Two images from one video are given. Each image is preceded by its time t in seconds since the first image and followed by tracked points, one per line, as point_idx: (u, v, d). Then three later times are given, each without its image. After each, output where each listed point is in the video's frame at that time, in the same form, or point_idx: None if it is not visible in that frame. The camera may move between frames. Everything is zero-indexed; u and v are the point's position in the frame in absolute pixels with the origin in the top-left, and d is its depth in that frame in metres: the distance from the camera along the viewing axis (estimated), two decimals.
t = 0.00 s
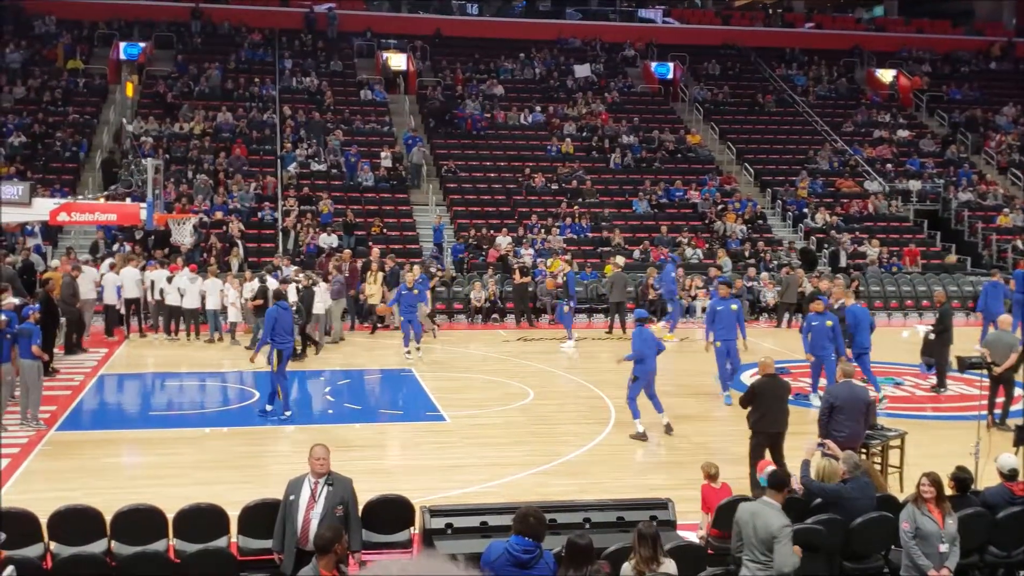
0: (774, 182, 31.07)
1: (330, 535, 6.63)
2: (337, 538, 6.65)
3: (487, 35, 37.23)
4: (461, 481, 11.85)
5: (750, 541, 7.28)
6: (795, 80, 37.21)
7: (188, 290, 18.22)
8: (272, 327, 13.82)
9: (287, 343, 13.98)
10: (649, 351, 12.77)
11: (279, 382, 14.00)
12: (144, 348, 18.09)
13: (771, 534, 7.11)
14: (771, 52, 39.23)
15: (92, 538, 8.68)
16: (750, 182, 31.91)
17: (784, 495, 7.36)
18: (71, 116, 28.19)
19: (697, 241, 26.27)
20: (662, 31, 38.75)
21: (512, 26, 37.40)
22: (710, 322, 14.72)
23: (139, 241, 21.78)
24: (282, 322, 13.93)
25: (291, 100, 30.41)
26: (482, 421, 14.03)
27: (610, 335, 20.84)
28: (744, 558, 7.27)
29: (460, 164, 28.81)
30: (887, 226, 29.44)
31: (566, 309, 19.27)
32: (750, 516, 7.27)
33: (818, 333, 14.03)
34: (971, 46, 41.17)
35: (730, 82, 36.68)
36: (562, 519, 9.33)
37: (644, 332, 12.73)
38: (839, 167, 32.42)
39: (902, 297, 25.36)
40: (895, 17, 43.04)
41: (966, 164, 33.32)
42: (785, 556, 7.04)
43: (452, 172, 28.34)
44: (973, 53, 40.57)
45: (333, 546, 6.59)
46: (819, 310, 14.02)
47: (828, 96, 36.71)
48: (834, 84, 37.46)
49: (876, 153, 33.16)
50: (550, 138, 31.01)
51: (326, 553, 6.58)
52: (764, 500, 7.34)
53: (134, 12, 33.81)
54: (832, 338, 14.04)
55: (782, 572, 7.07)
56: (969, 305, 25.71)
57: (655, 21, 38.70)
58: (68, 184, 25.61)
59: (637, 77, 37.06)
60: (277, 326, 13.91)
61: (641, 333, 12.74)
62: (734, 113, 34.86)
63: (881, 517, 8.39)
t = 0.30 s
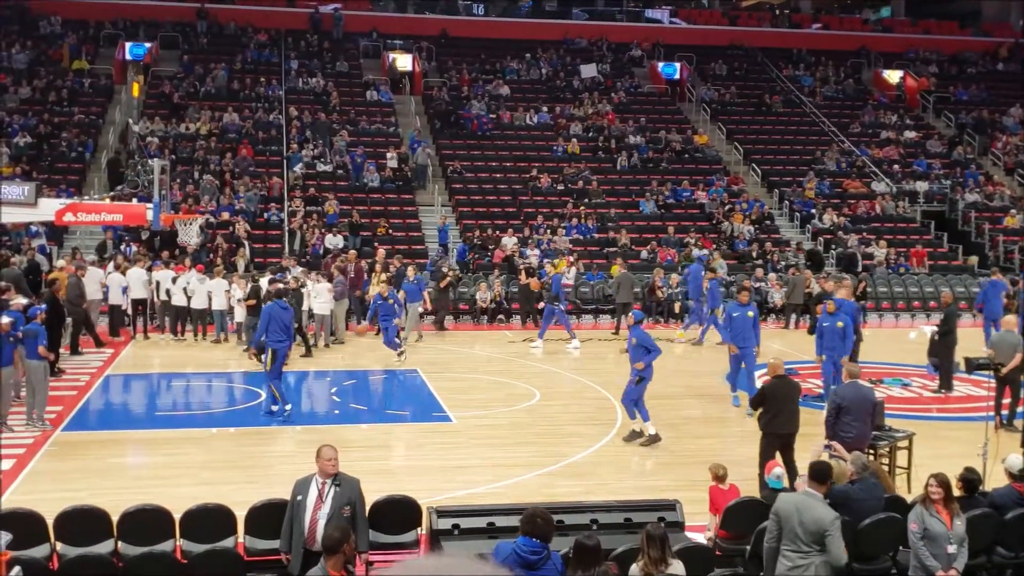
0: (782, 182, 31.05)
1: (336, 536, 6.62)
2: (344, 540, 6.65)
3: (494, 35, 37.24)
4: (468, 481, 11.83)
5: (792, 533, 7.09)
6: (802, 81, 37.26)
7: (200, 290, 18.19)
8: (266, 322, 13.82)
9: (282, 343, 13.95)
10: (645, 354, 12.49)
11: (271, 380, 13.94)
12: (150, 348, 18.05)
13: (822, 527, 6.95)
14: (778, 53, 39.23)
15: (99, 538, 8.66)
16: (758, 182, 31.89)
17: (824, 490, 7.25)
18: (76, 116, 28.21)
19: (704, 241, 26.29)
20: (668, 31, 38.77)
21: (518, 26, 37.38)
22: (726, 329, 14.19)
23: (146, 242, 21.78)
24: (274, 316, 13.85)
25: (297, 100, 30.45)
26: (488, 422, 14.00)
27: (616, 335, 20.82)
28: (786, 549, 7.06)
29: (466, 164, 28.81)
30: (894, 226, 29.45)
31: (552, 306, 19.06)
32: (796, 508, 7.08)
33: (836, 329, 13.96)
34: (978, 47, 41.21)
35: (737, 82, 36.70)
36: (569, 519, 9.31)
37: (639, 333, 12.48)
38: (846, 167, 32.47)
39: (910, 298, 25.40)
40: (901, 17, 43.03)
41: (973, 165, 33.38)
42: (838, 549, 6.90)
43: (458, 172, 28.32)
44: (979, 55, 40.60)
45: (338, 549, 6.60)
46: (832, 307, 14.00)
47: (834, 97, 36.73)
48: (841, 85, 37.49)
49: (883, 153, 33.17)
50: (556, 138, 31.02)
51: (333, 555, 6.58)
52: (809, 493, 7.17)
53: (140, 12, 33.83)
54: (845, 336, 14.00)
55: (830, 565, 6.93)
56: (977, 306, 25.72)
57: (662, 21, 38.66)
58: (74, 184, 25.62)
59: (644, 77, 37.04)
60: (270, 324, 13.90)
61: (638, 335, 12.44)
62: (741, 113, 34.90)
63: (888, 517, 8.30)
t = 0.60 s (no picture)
0: (795, 181, 31.03)
1: (353, 534, 6.61)
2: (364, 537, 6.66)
3: (506, 34, 37.24)
4: (481, 481, 11.83)
5: (826, 528, 7.11)
6: (815, 80, 37.23)
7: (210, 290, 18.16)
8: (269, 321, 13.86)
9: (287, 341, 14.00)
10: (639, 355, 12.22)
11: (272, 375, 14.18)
12: (163, 347, 18.08)
13: (857, 520, 7.00)
14: (790, 51, 39.10)
15: (113, 535, 8.68)
16: (771, 182, 31.87)
17: (852, 485, 7.31)
18: (89, 115, 28.26)
19: (717, 240, 26.29)
20: (681, 29, 38.66)
21: (529, 25, 37.33)
22: (745, 330, 13.93)
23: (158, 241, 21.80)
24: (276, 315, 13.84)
25: (309, 99, 30.49)
26: (501, 421, 14.00)
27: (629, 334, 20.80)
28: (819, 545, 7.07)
29: (477, 163, 28.78)
30: (907, 226, 29.38)
31: (544, 308, 19.13)
32: (829, 503, 7.11)
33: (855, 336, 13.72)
34: (992, 47, 41.07)
35: (750, 81, 36.65)
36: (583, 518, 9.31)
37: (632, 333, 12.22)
38: (860, 167, 32.45)
39: (923, 297, 25.39)
40: (915, 16, 42.91)
41: (987, 164, 33.33)
42: (872, 541, 6.96)
43: (469, 172, 28.29)
44: (993, 54, 40.46)
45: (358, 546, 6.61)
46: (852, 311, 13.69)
47: (848, 96, 36.66)
48: (854, 84, 37.42)
49: (896, 153, 33.17)
50: (568, 137, 30.98)
51: (351, 552, 6.58)
52: (838, 488, 7.20)
53: (152, 11, 33.88)
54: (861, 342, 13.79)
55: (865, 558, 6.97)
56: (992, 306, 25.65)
57: (674, 20, 38.68)
58: (86, 183, 25.67)
59: (657, 76, 36.98)
60: (275, 322, 13.93)
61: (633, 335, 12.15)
62: (754, 112, 34.88)
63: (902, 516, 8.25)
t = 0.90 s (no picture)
0: (837, 178, 30.93)
1: (392, 527, 6.58)
2: (402, 529, 6.61)
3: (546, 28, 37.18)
4: (517, 475, 11.88)
5: (877, 515, 7.22)
6: (858, 76, 36.85)
7: (247, 281, 18.33)
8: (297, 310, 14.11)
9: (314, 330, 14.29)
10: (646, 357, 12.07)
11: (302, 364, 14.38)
12: (203, 337, 18.25)
13: (907, 504, 7.11)
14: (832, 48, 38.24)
15: (155, 523, 8.80)
16: (812, 179, 31.69)
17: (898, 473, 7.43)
18: (131, 108, 28.56)
19: (757, 237, 26.15)
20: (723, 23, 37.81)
21: (568, 18, 36.97)
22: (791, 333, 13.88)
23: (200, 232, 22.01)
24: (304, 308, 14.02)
25: (348, 93, 30.63)
26: (536, 416, 14.02)
27: (667, 331, 20.72)
28: (873, 531, 7.17)
29: (516, 158, 28.78)
30: (951, 224, 29.04)
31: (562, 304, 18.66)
32: (879, 489, 7.22)
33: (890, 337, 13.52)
34: None
35: (792, 77, 36.40)
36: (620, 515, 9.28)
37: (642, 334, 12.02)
38: (903, 165, 32.16)
39: (966, 298, 25.15)
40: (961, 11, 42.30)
41: None
42: (925, 525, 7.06)
43: (507, 166, 28.26)
44: None
45: (397, 538, 6.57)
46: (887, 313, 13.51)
47: (891, 93, 36.35)
48: (899, 81, 37.02)
49: (939, 151, 32.83)
50: (608, 131, 30.91)
51: (390, 544, 6.55)
52: (886, 476, 7.31)
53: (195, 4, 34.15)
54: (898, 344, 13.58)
55: (919, 543, 7.05)
56: None
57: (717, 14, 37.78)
58: (129, 174, 25.95)
59: (697, 71, 36.77)
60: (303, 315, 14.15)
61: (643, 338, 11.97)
62: (796, 108, 34.69)
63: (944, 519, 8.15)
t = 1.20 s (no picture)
0: (879, 169, 30.60)
1: (431, 513, 6.56)
2: (441, 515, 6.58)
3: (585, 15, 36.99)
4: (554, 465, 11.92)
5: (935, 504, 7.17)
6: (902, 66, 36.33)
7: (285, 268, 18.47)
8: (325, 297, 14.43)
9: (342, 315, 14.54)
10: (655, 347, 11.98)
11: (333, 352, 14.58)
12: (242, 324, 18.42)
13: (966, 495, 7.03)
14: (877, 36, 38.00)
15: (195, 506, 8.90)
16: (854, 170, 31.39)
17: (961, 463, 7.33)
18: (173, 95, 28.80)
19: (797, 229, 25.93)
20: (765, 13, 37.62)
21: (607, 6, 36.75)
22: (841, 326, 13.83)
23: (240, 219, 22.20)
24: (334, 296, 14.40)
25: (387, 81, 30.68)
26: (572, 406, 14.04)
27: (706, 323, 20.63)
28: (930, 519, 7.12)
29: (554, 147, 28.72)
30: (995, 217, 28.64)
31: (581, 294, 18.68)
32: (939, 478, 7.15)
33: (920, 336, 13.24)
34: None
35: (834, 67, 35.99)
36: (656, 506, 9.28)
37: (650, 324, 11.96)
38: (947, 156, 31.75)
39: (1010, 291, 24.84)
40: None
41: None
42: (983, 516, 6.97)
43: (545, 155, 28.19)
44: None
45: (436, 526, 6.53)
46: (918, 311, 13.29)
47: (935, 83, 35.92)
48: (943, 71, 36.48)
49: (984, 142, 32.42)
50: (647, 120, 30.74)
51: (429, 530, 6.52)
52: (948, 464, 7.23)
53: None
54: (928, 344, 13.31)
55: (975, 534, 6.97)
56: None
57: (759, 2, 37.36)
58: (170, 161, 26.18)
59: (738, 60, 36.45)
60: (330, 301, 14.47)
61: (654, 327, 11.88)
62: (838, 98, 34.33)
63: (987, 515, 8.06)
